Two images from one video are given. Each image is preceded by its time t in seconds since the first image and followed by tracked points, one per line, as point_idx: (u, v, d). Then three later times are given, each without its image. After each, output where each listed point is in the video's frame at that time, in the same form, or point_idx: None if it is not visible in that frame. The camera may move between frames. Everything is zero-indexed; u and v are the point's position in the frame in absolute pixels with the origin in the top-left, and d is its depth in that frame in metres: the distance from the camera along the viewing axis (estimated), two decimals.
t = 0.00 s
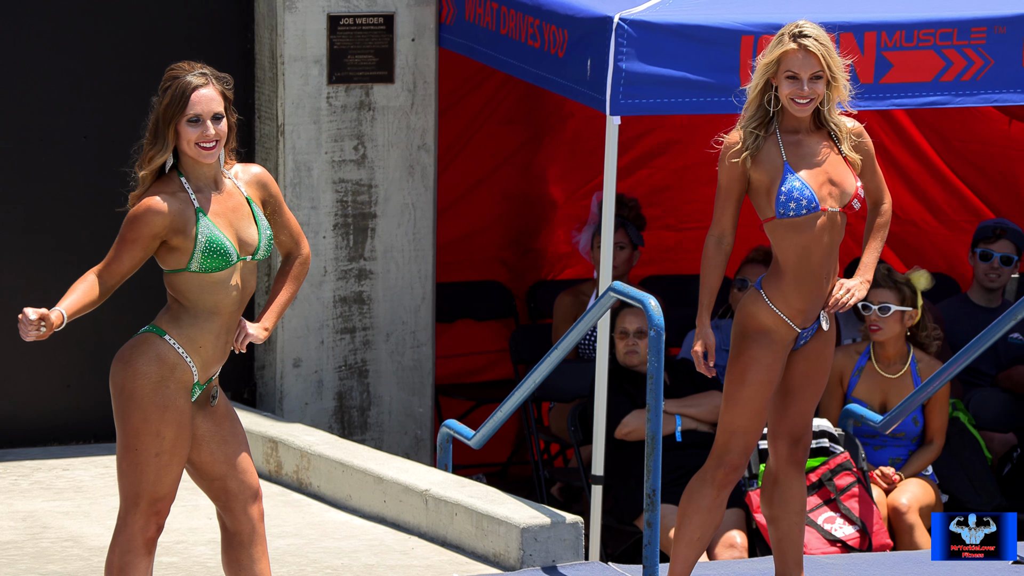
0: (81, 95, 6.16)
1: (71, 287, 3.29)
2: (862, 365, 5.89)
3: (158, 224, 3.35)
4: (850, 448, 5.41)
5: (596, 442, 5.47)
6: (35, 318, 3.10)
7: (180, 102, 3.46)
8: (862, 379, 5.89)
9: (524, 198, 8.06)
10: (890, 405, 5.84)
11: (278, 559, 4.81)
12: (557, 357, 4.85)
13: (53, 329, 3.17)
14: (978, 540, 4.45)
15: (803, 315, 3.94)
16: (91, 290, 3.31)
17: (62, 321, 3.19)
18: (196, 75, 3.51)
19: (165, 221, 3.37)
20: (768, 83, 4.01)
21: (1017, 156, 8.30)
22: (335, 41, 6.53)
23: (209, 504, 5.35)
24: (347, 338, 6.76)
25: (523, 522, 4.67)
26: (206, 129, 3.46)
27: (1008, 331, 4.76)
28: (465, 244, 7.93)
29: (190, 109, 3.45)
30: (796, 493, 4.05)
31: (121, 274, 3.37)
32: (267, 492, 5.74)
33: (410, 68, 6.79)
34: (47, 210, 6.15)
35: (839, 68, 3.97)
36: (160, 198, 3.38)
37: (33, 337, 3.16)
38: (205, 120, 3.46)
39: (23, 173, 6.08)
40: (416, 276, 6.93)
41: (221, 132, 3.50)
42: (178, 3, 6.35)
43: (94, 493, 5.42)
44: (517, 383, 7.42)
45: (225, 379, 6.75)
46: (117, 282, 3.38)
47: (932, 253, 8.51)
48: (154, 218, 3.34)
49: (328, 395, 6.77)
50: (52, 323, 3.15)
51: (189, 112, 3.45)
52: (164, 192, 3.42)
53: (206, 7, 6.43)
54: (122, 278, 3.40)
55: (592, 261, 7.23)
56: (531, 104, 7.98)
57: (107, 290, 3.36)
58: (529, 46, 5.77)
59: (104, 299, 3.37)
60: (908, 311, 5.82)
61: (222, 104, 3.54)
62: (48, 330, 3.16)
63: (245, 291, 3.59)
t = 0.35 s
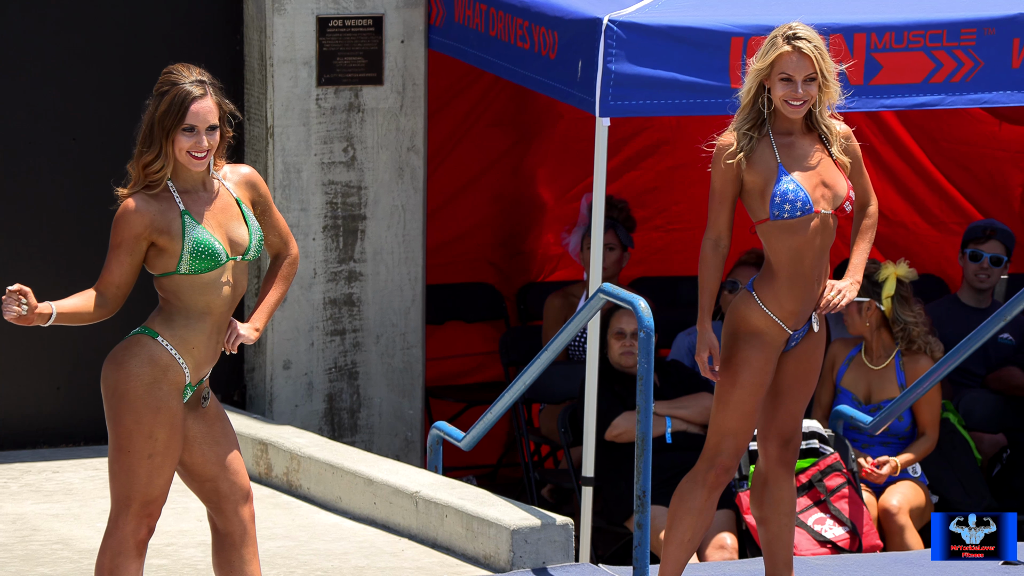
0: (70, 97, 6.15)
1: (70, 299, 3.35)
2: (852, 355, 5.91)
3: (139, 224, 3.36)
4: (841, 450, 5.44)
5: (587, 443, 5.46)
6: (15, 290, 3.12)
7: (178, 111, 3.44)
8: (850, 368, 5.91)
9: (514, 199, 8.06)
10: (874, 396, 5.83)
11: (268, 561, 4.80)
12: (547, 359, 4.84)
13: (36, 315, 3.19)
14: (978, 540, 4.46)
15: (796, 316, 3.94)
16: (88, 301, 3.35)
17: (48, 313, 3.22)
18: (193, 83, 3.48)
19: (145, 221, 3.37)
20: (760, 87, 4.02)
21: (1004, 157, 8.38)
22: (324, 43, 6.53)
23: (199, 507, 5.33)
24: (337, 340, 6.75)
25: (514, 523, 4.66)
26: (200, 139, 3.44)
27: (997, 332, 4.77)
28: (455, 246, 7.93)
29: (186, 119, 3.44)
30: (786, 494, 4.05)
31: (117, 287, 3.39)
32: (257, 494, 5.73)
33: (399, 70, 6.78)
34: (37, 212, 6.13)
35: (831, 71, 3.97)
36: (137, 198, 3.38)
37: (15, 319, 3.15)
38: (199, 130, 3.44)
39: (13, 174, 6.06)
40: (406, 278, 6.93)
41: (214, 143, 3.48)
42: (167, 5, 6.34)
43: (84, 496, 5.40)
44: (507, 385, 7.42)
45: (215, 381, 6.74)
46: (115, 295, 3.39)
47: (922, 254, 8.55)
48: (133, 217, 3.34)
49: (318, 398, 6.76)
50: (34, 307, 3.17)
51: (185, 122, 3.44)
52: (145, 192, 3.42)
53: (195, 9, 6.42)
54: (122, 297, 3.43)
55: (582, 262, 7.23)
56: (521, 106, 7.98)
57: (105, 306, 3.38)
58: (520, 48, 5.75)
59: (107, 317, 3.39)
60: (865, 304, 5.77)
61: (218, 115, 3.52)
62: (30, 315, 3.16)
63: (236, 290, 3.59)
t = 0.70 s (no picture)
0: (68, 98, 6.15)
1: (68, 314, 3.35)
2: (851, 352, 5.94)
3: (141, 228, 3.35)
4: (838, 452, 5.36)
5: (584, 445, 5.45)
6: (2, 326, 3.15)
7: (181, 113, 3.44)
8: (849, 363, 5.94)
9: (511, 201, 8.06)
10: (871, 391, 5.84)
11: (266, 563, 4.80)
12: (544, 361, 4.84)
13: (32, 344, 3.20)
14: (978, 540, 4.47)
15: (795, 319, 3.93)
16: (86, 313, 3.34)
17: (44, 338, 3.22)
18: (195, 86, 3.48)
19: (148, 224, 3.36)
20: (758, 90, 4.02)
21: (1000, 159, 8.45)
22: (322, 44, 6.53)
23: (196, 508, 5.33)
24: (334, 341, 6.75)
25: (511, 525, 4.66)
26: (203, 142, 3.45)
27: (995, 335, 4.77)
28: (453, 247, 7.92)
29: (189, 122, 3.43)
30: (783, 496, 4.05)
31: (117, 290, 3.37)
32: (254, 496, 5.73)
33: (397, 72, 6.78)
34: (34, 213, 6.13)
35: (828, 72, 3.97)
36: (140, 202, 3.37)
37: (11, 352, 3.20)
38: (202, 133, 3.44)
39: (11, 175, 6.06)
40: (403, 280, 6.92)
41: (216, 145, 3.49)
42: (164, 7, 6.34)
43: (81, 497, 5.40)
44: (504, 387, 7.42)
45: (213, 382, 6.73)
46: (115, 298, 3.38)
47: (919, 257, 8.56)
48: (136, 221, 3.34)
49: (315, 399, 6.76)
50: (27, 336, 3.19)
51: (188, 124, 3.43)
52: (147, 195, 3.41)
53: (193, 10, 6.42)
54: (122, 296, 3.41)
55: (579, 264, 7.23)
56: (518, 108, 7.98)
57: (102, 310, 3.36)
58: (518, 50, 5.74)
59: (106, 323, 3.39)
60: (860, 302, 5.77)
61: (219, 116, 3.53)
62: (24, 346, 3.19)
63: (234, 291, 3.59)
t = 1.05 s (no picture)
0: (75, 99, 6.16)
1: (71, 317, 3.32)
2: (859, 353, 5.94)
3: (145, 229, 3.35)
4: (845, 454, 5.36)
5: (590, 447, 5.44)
6: (25, 338, 3.12)
7: (189, 115, 3.44)
8: (856, 363, 5.94)
9: (518, 203, 8.06)
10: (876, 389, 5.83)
11: (272, 564, 4.80)
12: (550, 363, 4.83)
13: (50, 351, 3.18)
14: (978, 540, 4.45)
15: (800, 321, 3.94)
16: (92, 314, 3.33)
17: (61, 344, 3.20)
18: (202, 88, 3.48)
19: (151, 225, 3.36)
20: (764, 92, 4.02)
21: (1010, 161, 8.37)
22: (328, 46, 6.53)
23: (203, 509, 5.33)
24: (341, 343, 6.75)
25: (517, 527, 4.65)
26: (210, 144, 3.45)
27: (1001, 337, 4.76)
28: (459, 249, 7.92)
29: (197, 123, 3.43)
30: (790, 498, 4.04)
31: (120, 291, 3.38)
32: (261, 497, 5.73)
33: (403, 74, 6.78)
34: (42, 215, 6.14)
35: (834, 74, 3.97)
36: (143, 202, 3.37)
37: (30, 360, 3.17)
38: (209, 135, 3.44)
39: (18, 176, 6.07)
40: (410, 282, 6.92)
41: (222, 147, 3.49)
42: (171, 9, 6.35)
43: (88, 498, 5.40)
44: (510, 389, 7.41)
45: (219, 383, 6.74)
46: (118, 299, 3.39)
47: (927, 259, 8.53)
48: (139, 222, 3.34)
49: (322, 400, 6.76)
50: (46, 344, 3.16)
51: (196, 126, 3.43)
52: (151, 196, 3.41)
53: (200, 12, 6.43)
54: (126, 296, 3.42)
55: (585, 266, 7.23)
56: (525, 109, 7.98)
57: (106, 309, 3.37)
58: (525, 52, 5.74)
59: (110, 321, 3.39)
60: (869, 303, 5.81)
61: (227, 119, 3.52)
62: (45, 354, 3.18)
63: (240, 292, 3.59)
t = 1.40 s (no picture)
0: (84, 99, 6.17)
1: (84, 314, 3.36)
2: (869, 353, 5.94)
3: (150, 228, 3.35)
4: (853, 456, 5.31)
5: (598, 448, 5.42)
6: (35, 323, 3.16)
7: (197, 114, 3.44)
8: (866, 363, 5.94)
9: (526, 203, 8.05)
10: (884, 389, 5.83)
11: (280, 564, 4.79)
12: (558, 364, 4.82)
13: (59, 340, 3.21)
14: (978, 540, 4.55)
15: (809, 322, 3.92)
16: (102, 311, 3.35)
17: (69, 335, 3.24)
18: (211, 88, 3.48)
19: (157, 225, 3.36)
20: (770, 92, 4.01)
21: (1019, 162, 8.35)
22: (337, 46, 6.53)
23: (211, 509, 5.33)
24: (349, 343, 6.74)
25: (525, 528, 4.64)
26: (218, 143, 3.45)
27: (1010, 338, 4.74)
28: (467, 249, 7.92)
29: (205, 122, 3.44)
30: (798, 499, 4.03)
31: (129, 292, 3.38)
32: (269, 497, 5.73)
33: (412, 74, 6.78)
34: (50, 214, 6.15)
35: (840, 74, 3.95)
36: (149, 202, 3.37)
37: (39, 348, 3.20)
38: (217, 134, 3.45)
39: (26, 177, 6.08)
40: (418, 282, 6.92)
41: (230, 146, 3.49)
42: (180, 9, 6.35)
43: (96, 497, 5.41)
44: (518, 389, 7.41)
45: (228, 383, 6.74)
46: (129, 300, 3.39)
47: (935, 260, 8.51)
48: (145, 221, 3.34)
49: (330, 401, 6.75)
50: (56, 333, 3.20)
51: (204, 125, 3.43)
52: (159, 195, 3.41)
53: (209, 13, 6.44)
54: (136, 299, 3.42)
55: (593, 267, 7.22)
56: (533, 110, 7.97)
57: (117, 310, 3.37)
58: (534, 52, 5.74)
59: (120, 322, 3.40)
60: (881, 301, 5.78)
61: (234, 119, 3.53)
62: (54, 343, 3.21)
63: (247, 291, 3.58)
